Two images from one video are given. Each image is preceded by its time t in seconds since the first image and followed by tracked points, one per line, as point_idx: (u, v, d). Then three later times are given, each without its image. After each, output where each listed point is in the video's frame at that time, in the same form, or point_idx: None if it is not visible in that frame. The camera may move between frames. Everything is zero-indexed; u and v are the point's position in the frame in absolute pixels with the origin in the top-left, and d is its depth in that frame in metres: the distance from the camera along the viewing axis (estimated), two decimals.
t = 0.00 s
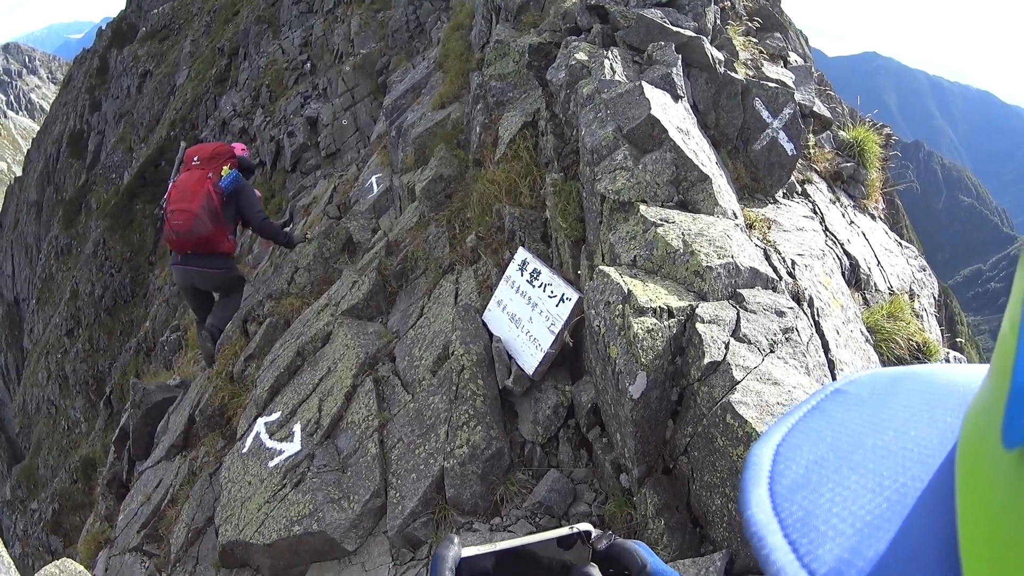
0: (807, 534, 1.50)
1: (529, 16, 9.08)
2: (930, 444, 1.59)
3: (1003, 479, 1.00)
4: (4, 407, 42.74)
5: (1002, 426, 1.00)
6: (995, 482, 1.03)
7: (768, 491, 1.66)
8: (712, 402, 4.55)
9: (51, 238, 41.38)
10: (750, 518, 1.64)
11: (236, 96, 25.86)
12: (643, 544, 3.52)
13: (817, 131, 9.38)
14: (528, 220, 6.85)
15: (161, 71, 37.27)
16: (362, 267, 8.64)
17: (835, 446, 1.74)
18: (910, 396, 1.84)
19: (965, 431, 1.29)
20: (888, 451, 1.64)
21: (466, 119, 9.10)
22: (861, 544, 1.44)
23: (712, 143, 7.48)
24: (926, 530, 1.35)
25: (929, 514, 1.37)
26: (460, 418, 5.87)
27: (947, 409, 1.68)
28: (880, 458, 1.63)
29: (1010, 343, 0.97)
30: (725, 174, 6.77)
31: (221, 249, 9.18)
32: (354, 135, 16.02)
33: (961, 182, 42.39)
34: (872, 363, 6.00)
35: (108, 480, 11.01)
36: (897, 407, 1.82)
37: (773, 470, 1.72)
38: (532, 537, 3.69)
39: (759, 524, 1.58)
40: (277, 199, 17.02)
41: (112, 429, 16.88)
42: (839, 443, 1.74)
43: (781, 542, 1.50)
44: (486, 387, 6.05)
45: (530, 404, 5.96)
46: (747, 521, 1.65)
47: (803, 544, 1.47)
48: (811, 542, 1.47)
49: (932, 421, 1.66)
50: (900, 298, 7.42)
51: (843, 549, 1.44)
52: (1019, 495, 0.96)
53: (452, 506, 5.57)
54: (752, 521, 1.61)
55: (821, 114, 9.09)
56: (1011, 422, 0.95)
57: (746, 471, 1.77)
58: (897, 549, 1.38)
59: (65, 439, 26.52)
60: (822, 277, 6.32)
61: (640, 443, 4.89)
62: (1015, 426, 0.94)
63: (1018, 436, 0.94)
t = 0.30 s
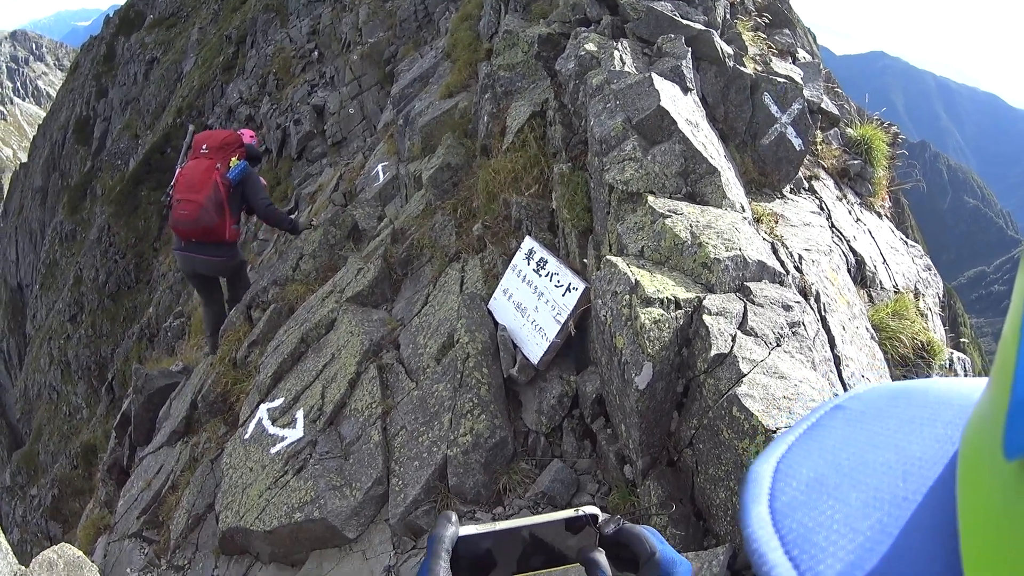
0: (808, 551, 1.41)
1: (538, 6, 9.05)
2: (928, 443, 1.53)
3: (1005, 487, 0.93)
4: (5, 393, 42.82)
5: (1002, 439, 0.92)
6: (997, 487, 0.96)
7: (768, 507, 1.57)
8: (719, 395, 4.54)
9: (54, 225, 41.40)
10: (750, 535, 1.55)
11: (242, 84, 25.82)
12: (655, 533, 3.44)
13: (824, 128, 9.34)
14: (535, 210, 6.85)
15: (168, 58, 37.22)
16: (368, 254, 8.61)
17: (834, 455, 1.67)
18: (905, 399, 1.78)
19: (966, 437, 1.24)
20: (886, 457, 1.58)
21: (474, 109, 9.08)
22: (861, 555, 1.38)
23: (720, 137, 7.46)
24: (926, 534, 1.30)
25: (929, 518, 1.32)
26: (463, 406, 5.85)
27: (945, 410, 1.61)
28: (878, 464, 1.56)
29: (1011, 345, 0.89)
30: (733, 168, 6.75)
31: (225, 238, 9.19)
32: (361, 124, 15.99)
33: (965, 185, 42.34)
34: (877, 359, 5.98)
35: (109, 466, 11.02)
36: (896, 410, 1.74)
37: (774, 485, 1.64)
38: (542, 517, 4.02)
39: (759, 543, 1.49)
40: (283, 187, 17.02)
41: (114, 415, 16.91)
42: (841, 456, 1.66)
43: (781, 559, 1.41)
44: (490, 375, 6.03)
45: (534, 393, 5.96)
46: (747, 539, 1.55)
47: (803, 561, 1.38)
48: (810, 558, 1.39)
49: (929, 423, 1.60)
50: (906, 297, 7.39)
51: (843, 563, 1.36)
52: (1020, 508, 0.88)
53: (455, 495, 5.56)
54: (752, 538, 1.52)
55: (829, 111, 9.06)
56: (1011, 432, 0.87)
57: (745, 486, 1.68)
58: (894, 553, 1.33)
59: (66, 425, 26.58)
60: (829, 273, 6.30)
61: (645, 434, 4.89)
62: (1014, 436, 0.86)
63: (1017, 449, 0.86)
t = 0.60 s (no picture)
0: (811, 553, 1.34)
1: None
2: (929, 445, 1.49)
3: (1003, 491, 0.92)
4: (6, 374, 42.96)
5: (1004, 439, 0.92)
6: (995, 491, 0.95)
7: (770, 508, 1.49)
8: (723, 385, 4.53)
9: (57, 207, 41.36)
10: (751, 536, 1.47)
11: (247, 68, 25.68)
12: (656, 521, 3.41)
13: (831, 122, 9.29)
14: (541, 196, 6.82)
15: (174, 41, 37.04)
16: (372, 238, 8.57)
17: (835, 456, 1.61)
18: (905, 403, 1.73)
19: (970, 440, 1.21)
20: (888, 458, 1.52)
21: (481, 94, 9.03)
22: (863, 557, 1.32)
23: (728, 128, 7.42)
24: (927, 533, 1.26)
25: (932, 519, 1.27)
26: (466, 392, 5.85)
27: (948, 414, 1.57)
28: (879, 465, 1.51)
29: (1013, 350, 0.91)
30: (740, 159, 6.72)
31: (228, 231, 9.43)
32: (366, 109, 15.93)
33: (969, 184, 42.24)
34: (881, 354, 5.97)
35: (109, 447, 11.04)
36: (896, 413, 1.70)
37: (777, 487, 1.55)
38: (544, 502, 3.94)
39: (762, 543, 1.41)
40: (287, 171, 16.98)
41: (115, 397, 16.94)
42: (845, 460, 1.57)
43: (784, 560, 1.34)
44: (493, 361, 6.02)
45: (537, 380, 5.96)
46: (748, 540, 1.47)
47: (807, 563, 1.31)
48: (813, 560, 1.32)
49: (931, 426, 1.56)
50: (910, 293, 7.36)
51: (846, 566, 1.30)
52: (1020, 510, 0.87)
53: (456, 481, 5.56)
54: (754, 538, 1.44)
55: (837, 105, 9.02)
56: (1011, 431, 0.88)
57: (746, 487, 1.60)
58: (896, 551, 1.28)
59: (66, 407, 26.66)
60: (834, 266, 6.28)
61: (648, 424, 4.89)
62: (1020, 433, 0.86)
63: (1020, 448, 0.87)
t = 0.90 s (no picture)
0: (808, 551, 1.33)
1: None
2: (924, 443, 1.48)
3: (1004, 491, 0.90)
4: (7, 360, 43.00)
5: (1004, 439, 0.89)
6: (995, 491, 0.94)
7: (767, 505, 1.47)
8: (724, 376, 4.53)
9: (59, 192, 41.27)
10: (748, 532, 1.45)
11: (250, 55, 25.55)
12: (655, 510, 3.38)
13: (835, 117, 9.26)
14: (543, 184, 6.80)
15: (176, 28, 36.85)
16: (374, 225, 8.55)
17: (830, 451, 1.59)
18: (903, 401, 1.70)
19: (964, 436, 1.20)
20: (884, 455, 1.50)
21: (485, 83, 8.99)
22: (858, 555, 1.31)
23: (732, 120, 7.39)
24: (922, 530, 1.25)
25: (927, 516, 1.26)
26: (466, 380, 5.85)
27: (942, 410, 1.56)
28: (873, 461, 1.50)
29: (1012, 350, 0.89)
30: (744, 151, 6.69)
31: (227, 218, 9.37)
32: (369, 96, 15.87)
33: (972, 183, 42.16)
34: (881, 348, 5.97)
35: (108, 433, 11.06)
36: (890, 409, 1.68)
37: (774, 482, 1.54)
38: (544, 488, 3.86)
39: (757, 540, 1.40)
40: (289, 158, 16.93)
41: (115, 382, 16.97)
42: (842, 456, 1.56)
43: (780, 559, 1.33)
44: (494, 349, 6.02)
45: (537, 369, 5.97)
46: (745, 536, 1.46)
47: (802, 561, 1.31)
48: (809, 558, 1.32)
49: (929, 424, 1.53)
50: (911, 289, 7.34)
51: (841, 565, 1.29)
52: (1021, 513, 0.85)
53: (455, 469, 5.57)
54: (749, 534, 1.43)
55: (841, 99, 8.98)
56: (1009, 431, 0.85)
57: (743, 483, 1.58)
58: (890, 549, 1.28)
59: (65, 392, 26.70)
60: (836, 260, 6.27)
61: (648, 414, 4.90)
62: (1017, 434, 0.84)
63: (1019, 450, 0.84)
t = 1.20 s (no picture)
0: (806, 553, 1.31)
1: None
2: (922, 445, 1.45)
3: (1002, 492, 0.86)
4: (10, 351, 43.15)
5: (1000, 440, 0.85)
6: (994, 491, 0.89)
7: (765, 506, 1.45)
8: (724, 368, 4.53)
9: (62, 183, 41.28)
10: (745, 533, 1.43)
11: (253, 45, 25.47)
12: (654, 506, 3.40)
13: (838, 110, 9.24)
14: (545, 175, 6.79)
15: (179, 18, 36.72)
16: (376, 215, 8.54)
17: (828, 453, 1.57)
18: (903, 402, 1.67)
19: (963, 436, 1.16)
20: (884, 458, 1.48)
21: (488, 73, 8.97)
22: (855, 556, 1.30)
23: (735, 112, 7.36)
24: (921, 530, 1.23)
25: (925, 516, 1.25)
26: (467, 370, 5.87)
27: (941, 413, 1.53)
28: (872, 464, 1.47)
29: (1011, 347, 0.85)
30: (746, 143, 6.66)
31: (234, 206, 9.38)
32: (372, 86, 15.82)
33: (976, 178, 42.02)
34: (882, 342, 5.97)
35: (110, 422, 11.10)
36: (889, 410, 1.65)
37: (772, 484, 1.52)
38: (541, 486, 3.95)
39: (755, 542, 1.38)
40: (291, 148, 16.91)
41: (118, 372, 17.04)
42: (841, 458, 1.53)
43: (777, 561, 1.31)
44: (495, 340, 6.03)
45: (538, 360, 5.98)
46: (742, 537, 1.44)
47: (800, 564, 1.29)
48: (806, 560, 1.30)
49: (928, 426, 1.51)
50: (913, 283, 7.32)
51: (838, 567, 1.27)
52: (1020, 514, 0.80)
53: (454, 459, 5.59)
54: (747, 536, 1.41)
55: (844, 93, 8.94)
56: (1007, 433, 0.81)
57: (741, 484, 1.56)
58: (888, 549, 1.27)
59: (68, 383, 26.82)
60: (838, 253, 6.25)
61: (648, 406, 4.90)
62: (1015, 436, 0.79)
63: (1017, 452, 0.79)
